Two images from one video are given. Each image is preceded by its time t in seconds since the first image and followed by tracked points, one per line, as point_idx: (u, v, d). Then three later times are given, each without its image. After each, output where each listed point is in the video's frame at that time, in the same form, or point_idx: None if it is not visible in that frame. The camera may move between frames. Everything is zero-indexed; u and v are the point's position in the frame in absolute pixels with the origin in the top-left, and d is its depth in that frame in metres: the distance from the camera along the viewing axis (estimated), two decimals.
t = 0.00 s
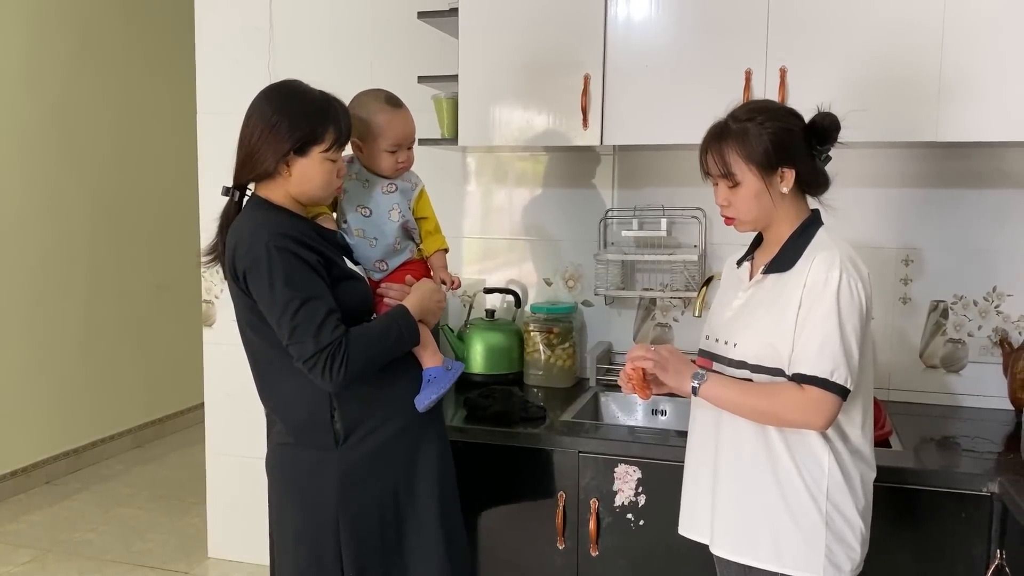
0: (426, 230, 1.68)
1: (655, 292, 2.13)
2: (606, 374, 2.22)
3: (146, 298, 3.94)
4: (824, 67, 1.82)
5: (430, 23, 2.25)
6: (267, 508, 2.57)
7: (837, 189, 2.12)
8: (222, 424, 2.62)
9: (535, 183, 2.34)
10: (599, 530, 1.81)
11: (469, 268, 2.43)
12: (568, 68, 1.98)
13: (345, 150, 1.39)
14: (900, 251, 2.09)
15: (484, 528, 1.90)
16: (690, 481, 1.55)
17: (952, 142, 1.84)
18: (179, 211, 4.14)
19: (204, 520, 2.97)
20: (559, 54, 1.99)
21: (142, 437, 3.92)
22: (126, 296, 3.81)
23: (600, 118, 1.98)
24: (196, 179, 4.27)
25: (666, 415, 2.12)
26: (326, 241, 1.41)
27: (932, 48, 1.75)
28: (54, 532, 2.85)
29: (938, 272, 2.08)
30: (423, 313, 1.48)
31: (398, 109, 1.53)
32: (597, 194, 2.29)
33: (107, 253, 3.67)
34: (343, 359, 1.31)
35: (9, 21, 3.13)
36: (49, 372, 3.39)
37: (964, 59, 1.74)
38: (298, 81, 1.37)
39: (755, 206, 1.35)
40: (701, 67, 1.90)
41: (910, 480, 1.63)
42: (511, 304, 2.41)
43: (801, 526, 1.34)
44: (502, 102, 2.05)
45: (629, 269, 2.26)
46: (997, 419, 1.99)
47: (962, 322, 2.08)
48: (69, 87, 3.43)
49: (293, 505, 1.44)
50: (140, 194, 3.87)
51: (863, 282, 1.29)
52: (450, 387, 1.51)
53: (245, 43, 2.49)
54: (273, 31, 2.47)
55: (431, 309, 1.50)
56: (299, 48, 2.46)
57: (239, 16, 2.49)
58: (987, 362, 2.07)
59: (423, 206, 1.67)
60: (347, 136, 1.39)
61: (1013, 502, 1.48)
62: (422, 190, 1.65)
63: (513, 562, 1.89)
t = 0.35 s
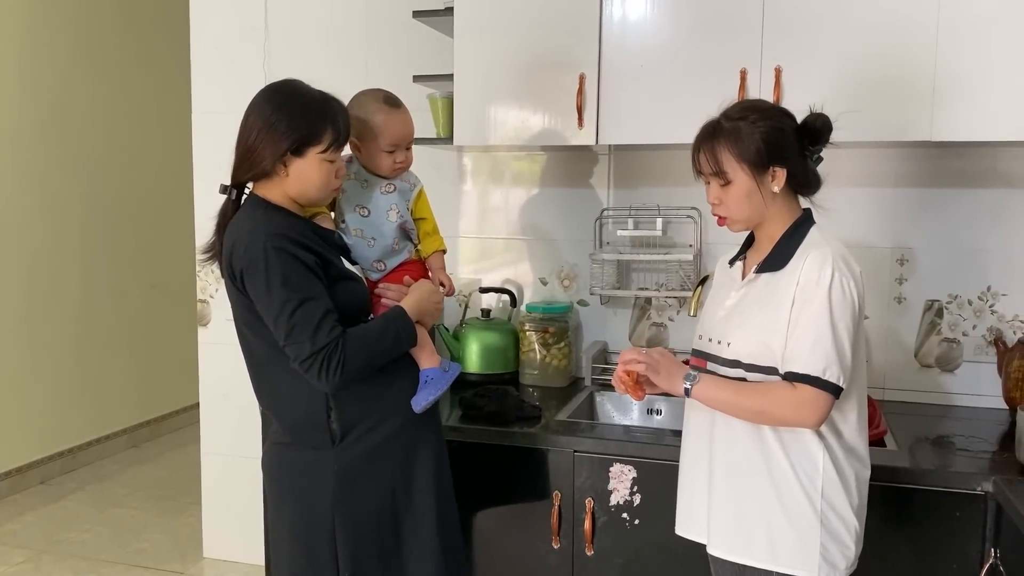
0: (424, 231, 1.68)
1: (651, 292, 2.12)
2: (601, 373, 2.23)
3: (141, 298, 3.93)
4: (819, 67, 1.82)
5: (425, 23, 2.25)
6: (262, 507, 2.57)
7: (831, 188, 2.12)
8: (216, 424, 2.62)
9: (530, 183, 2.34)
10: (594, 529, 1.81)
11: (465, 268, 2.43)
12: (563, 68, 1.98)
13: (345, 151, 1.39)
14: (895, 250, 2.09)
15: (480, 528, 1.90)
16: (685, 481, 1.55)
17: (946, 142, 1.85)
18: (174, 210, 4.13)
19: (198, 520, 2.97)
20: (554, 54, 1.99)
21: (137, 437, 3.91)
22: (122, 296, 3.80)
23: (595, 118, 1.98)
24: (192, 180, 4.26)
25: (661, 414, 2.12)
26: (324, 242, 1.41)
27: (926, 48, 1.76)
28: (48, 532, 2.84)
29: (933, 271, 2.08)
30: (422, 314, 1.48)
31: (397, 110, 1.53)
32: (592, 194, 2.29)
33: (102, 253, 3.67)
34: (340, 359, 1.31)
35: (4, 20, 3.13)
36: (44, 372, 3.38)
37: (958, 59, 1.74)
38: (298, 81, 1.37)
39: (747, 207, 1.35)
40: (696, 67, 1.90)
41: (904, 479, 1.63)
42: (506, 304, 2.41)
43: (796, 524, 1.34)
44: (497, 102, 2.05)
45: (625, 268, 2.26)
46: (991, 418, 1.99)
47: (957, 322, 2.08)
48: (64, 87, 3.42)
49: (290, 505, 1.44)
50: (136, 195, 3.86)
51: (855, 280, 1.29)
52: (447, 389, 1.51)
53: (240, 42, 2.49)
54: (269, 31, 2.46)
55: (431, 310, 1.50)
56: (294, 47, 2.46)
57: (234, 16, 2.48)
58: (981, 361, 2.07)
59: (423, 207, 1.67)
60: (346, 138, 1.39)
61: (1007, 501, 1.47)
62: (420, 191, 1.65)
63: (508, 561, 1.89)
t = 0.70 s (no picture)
0: (420, 232, 1.66)
1: (647, 292, 2.12)
2: (597, 373, 2.23)
3: (136, 298, 3.92)
4: (815, 66, 1.82)
5: (420, 23, 2.24)
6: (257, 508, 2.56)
7: (826, 188, 2.12)
8: (212, 424, 2.61)
9: (526, 183, 2.34)
10: (590, 529, 1.81)
11: (462, 268, 2.42)
12: (558, 68, 1.98)
13: (332, 145, 1.37)
14: (890, 250, 2.10)
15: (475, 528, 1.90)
16: (680, 480, 1.55)
17: (940, 142, 1.85)
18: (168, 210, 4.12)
19: (193, 521, 2.96)
20: (551, 54, 1.98)
21: (132, 437, 3.90)
22: (116, 296, 3.79)
23: (591, 118, 1.98)
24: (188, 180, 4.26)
25: (657, 414, 2.13)
26: (315, 241, 1.40)
27: (922, 48, 1.76)
28: (43, 533, 2.83)
29: (928, 272, 2.08)
30: (417, 316, 1.48)
31: (393, 109, 1.53)
32: (588, 194, 2.29)
33: (98, 253, 3.66)
34: (327, 361, 1.30)
35: None
36: (38, 372, 3.37)
37: (953, 59, 1.74)
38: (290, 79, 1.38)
39: (741, 206, 1.35)
40: (691, 68, 1.90)
41: (899, 479, 1.63)
42: (502, 304, 2.40)
43: (791, 524, 1.35)
44: (493, 102, 2.04)
45: (620, 269, 2.26)
46: (985, 417, 1.99)
47: (952, 322, 2.08)
48: (59, 86, 3.41)
49: (283, 505, 1.43)
50: (130, 195, 3.85)
51: (849, 280, 1.29)
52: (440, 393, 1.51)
53: (236, 42, 2.48)
54: (264, 30, 2.46)
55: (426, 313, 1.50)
56: (289, 47, 2.45)
57: (229, 15, 2.48)
58: (976, 361, 2.07)
59: (420, 206, 1.65)
60: (333, 131, 1.37)
61: (1002, 501, 1.48)
62: (417, 191, 1.64)
63: (504, 561, 1.89)
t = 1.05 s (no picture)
0: (421, 234, 1.63)
1: (642, 292, 2.12)
2: (592, 373, 2.23)
3: (131, 298, 3.91)
4: (811, 65, 1.82)
5: (416, 22, 2.24)
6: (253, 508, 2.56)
7: (821, 189, 2.12)
8: (207, 425, 2.61)
9: (522, 183, 2.34)
10: (586, 529, 1.81)
11: (458, 268, 2.42)
12: (554, 68, 1.98)
13: (324, 141, 1.37)
14: (885, 251, 2.10)
15: (471, 528, 1.90)
16: (674, 481, 1.55)
17: (935, 143, 1.85)
18: (164, 210, 4.11)
19: (189, 521, 2.95)
20: (546, 54, 1.98)
21: (128, 437, 3.89)
22: (111, 296, 3.78)
23: (587, 118, 1.98)
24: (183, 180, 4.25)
25: (653, 414, 2.13)
26: (303, 241, 1.40)
27: (916, 49, 1.76)
28: (38, 533, 2.83)
29: (922, 272, 2.08)
30: (405, 319, 1.47)
31: (396, 111, 1.53)
32: (584, 194, 2.29)
33: (93, 253, 3.66)
34: (300, 361, 1.30)
35: None
36: (33, 372, 3.36)
37: (948, 59, 1.75)
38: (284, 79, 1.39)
39: (737, 206, 1.35)
40: (686, 67, 1.90)
41: (894, 479, 1.64)
42: (498, 304, 2.40)
43: (785, 524, 1.35)
44: (489, 102, 2.04)
45: (616, 269, 2.26)
46: (980, 417, 2.00)
47: (947, 322, 2.09)
48: (53, 86, 3.40)
49: (270, 503, 1.45)
50: (125, 195, 3.84)
51: (844, 280, 1.30)
52: (422, 399, 1.49)
53: (231, 41, 2.48)
54: (259, 30, 2.45)
55: (416, 318, 1.49)
56: (284, 46, 2.44)
57: (224, 15, 2.47)
58: (971, 361, 2.08)
59: (422, 208, 1.62)
60: (325, 128, 1.37)
61: (996, 500, 1.48)
62: (420, 194, 1.61)
63: (499, 562, 1.89)
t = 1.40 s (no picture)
0: (433, 233, 1.59)
1: (639, 291, 2.12)
2: (589, 372, 2.23)
3: (127, 297, 3.91)
4: (808, 64, 1.82)
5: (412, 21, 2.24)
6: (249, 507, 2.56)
7: (818, 188, 2.13)
8: (204, 424, 2.61)
9: (518, 183, 2.33)
10: (582, 528, 1.81)
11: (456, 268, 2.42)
12: (549, 67, 1.98)
13: (327, 137, 1.38)
14: (880, 250, 2.10)
15: (467, 527, 1.90)
16: (671, 481, 1.55)
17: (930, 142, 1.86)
18: (160, 209, 4.11)
19: (185, 520, 2.95)
20: (542, 53, 1.98)
21: (124, 436, 3.89)
22: (107, 295, 3.78)
23: (583, 117, 1.98)
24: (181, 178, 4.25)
25: (649, 413, 2.13)
26: (303, 236, 1.41)
27: (912, 47, 1.76)
28: (33, 533, 2.82)
29: (918, 271, 2.09)
30: (394, 318, 1.42)
31: (425, 113, 1.54)
32: (581, 193, 2.29)
33: (89, 252, 3.65)
34: (274, 353, 1.34)
35: None
36: (28, 371, 3.35)
37: (944, 58, 1.75)
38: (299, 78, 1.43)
39: (735, 205, 1.35)
40: (682, 66, 1.90)
41: (890, 477, 1.64)
42: (494, 303, 2.40)
43: (781, 523, 1.35)
44: (485, 102, 2.04)
45: (612, 268, 2.26)
46: (975, 416, 2.00)
47: (943, 321, 2.09)
48: (49, 84, 3.39)
49: (269, 492, 1.49)
50: (122, 194, 3.84)
51: (841, 279, 1.30)
52: (404, 398, 1.41)
53: (227, 40, 2.47)
54: (255, 28, 2.45)
55: (410, 321, 1.44)
56: (280, 45, 2.44)
57: (220, 14, 2.47)
58: (967, 360, 2.08)
59: (438, 209, 1.59)
60: (328, 124, 1.39)
61: (991, 499, 1.48)
62: (437, 193, 1.60)
63: (495, 561, 1.89)
